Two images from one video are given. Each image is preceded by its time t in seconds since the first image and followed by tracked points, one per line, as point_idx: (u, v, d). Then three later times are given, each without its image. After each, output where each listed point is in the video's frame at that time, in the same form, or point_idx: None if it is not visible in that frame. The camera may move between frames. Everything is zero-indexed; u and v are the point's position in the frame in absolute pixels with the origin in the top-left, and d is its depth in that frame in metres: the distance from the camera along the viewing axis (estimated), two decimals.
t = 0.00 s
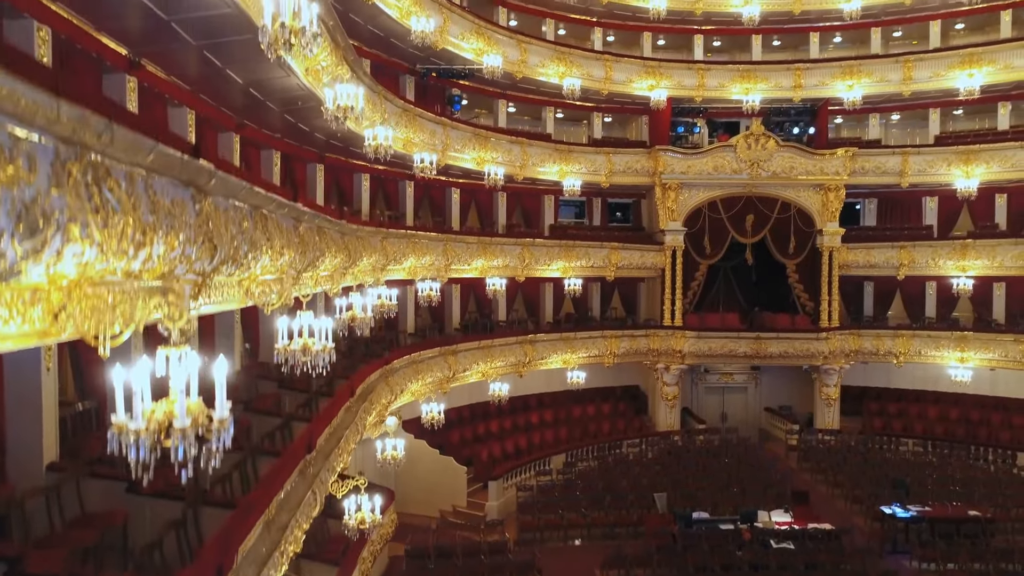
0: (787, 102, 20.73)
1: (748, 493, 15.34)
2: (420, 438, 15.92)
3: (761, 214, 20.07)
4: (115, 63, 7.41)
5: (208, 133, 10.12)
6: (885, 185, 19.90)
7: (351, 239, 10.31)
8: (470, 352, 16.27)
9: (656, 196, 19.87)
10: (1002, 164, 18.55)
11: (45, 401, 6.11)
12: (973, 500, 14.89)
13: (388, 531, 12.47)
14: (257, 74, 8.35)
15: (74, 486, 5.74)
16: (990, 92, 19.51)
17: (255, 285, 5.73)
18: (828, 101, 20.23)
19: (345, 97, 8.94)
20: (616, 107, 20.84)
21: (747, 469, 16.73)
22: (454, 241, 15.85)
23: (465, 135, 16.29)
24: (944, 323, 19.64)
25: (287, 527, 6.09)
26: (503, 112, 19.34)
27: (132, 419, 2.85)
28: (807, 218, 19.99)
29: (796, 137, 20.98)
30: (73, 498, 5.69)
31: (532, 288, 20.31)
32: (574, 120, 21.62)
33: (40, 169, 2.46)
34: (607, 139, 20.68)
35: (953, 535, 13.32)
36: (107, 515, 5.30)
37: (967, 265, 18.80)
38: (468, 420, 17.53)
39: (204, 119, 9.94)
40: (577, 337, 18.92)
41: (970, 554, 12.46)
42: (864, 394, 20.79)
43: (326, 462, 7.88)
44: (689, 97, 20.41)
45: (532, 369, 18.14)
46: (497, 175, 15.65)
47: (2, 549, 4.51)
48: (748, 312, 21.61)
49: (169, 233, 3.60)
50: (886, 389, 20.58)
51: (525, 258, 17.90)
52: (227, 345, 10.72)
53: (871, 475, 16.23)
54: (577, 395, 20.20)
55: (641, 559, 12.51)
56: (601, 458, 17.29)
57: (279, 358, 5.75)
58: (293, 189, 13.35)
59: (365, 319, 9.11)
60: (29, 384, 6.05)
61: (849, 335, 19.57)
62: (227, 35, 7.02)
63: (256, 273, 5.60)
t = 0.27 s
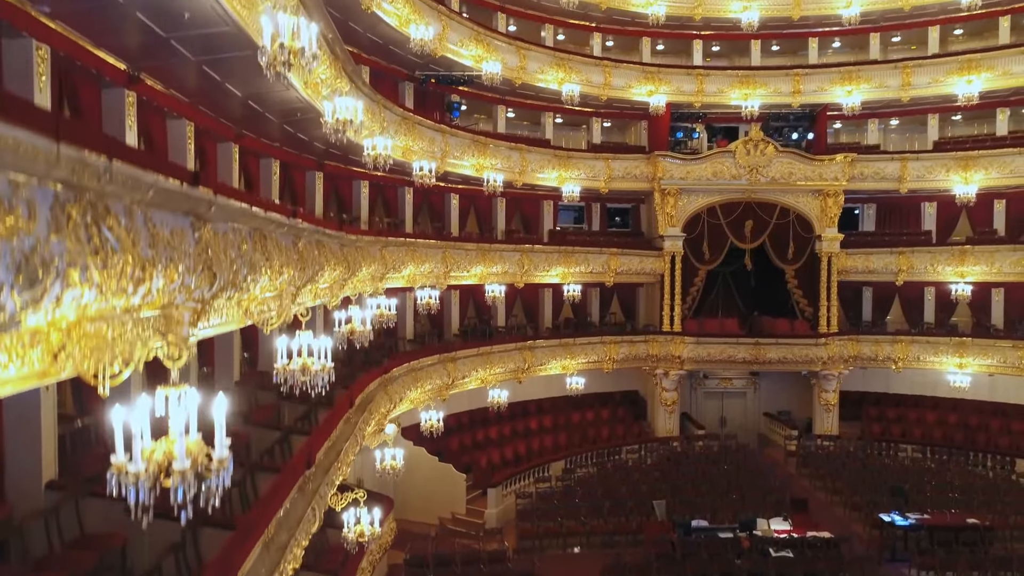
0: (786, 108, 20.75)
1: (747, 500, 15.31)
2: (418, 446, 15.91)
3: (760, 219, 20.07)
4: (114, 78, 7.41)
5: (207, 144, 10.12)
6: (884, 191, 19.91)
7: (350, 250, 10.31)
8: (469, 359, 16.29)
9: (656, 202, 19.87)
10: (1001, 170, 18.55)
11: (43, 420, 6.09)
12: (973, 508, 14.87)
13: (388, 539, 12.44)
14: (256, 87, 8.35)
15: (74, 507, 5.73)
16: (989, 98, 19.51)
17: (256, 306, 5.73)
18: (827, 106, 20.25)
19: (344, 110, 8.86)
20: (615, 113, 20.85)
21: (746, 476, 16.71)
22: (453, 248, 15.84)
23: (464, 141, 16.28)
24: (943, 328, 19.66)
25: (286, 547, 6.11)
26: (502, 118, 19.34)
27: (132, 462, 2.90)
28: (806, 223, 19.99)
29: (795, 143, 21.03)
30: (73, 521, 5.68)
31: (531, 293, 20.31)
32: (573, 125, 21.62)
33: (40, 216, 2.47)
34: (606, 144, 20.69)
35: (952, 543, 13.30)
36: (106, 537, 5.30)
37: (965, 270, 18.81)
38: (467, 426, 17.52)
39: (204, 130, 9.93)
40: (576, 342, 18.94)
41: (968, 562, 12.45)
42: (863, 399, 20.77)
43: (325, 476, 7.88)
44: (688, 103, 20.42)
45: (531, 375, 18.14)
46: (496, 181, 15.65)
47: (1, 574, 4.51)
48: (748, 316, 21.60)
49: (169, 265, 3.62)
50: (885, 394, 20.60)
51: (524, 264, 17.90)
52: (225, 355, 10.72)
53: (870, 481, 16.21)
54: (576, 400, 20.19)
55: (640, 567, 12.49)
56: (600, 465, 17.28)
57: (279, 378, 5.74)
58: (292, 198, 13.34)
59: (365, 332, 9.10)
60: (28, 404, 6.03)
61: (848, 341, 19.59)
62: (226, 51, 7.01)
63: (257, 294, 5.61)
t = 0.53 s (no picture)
0: (785, 114, 20.77)
1: (746, 509, 15.30)
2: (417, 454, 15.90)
3: (759, 226, 20.06)
4: (112, 96, 7.39)
5: (206, 157, 10.10)
6: (883, 198, 19.93)
7: (349, 264, 10.32)
8: (468, 367, 16.31)
9: (654, 209, 19.88)
10: (999, 177, 18.59)
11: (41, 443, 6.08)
12: (971, 517, 14.88)
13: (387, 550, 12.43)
14: (255, 104, 8.36)
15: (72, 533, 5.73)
16: (987, 105, 19.56)
17: (257, 330, 5.75)
18: (825, 113, 20.27)
19: (344, 126, 8.94)
20: (614, 119, 20.87)
21: (745, 484, 16.72)
22: (452, 257, 15.86)
23: (464, 149, 16.30)
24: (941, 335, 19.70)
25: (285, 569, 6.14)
26: (501, 125, 19.35)
27: (131, 510, 3.05)
28: (804, 230, 20.00)
29: (794, 149, 20.58)
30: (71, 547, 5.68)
31: (530, 299, 20.33)
32: (572, 131, 21.62)
33: (41, 272, 2.51)
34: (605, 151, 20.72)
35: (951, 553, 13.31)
36: (104, 562, 5.28)
37: (964, 277, 18.85)
38: (466, 434, 17.53)
39: (203, 144, 9.91)
40: (575, 349, 18.96)
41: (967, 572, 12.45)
42: (862, 406, 20.79)
43: (324, 494, 7.92)
44: (686, 109, 20.44)
45: (530, 382, 18.16)
46: (495, 190, 15.68)
47: None
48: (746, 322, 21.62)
49: (168, 302, 3.67)
50: (884, 401, 20.69)
51: (523, 271, 17.92)
52: (223, 368, 10.72)
53: (869, 489, 16.22)
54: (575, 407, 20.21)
55: None
56: (599, 472, 17.29)
57: (278, 402, 5.75)
58: (291, 208, 13.32)
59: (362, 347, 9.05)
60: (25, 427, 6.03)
61: (847, 347, 19.61)
62: (225, 70, 7.00)
63: (257, 319, 5.63)
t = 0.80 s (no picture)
0: (783, 121, 20.83)
1: (744, 517, 15.31)
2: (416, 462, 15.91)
3: (757, 232, 20.07)
4: (111, 115, 7.39)
5: (206, 171, 10.11)
6: (881, 204, 19.95)
7: (347, 277, 10.33)
8: (467, 375, 16.32)
9: (653, 215, 19.89)
10: (997, 185, 18.62)
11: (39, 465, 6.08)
12: (969, 525, 14.90)
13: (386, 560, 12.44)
14: (254, 120, 8.37)
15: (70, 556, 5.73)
16: (985, 112, 19.57)
17: (257, 353, 5.76)
18: (824, 119, 20.29)
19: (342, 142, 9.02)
20: (613, 125, 20.89)
21: (744, 492, 16.73)
22: (451, 265, 15.87)
23: (463, 157, 16.30)
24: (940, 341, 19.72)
25: None
26: (501, 131, 19.37)
27: (131, 559, 3.11)
28: (803, 237, 20.01)
29: (793, 156, 21.12)
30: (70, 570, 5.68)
31: (529, 306, 20.35)
32: (571, 137, 21.64)
33: (40, 329, 2.52)
34: (604, 157, 20.74)
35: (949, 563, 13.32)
36: None
37: (962, 284, 18.87)
38: (465, 441, 17.54)
39: (201, 157, 9.90)
40: (574, 356, 18.98)
41: None
42: (861, 412, 20.81)
43: (322, 511, 7.94)
44: (685, 116, 20.45)
45: (529, 389, 18.17)
46: (494, 198, 15.69)
47: None
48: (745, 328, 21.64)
49: (168, 339, 3.70)
50: (882, 407, 20.71)
51: (522, 279, 17.94)
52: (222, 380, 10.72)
53: (868, 498, 16.22)
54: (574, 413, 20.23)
55: None
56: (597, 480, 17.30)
57: (277, 425, 5.76)
58: (290, 218, 13.30)
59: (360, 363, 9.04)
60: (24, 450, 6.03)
61: (845, 354, 19.64)
62: (223, 90, 6.99)
63: (257, 343, 5.64)
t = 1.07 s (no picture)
0: (782, 126, 20.87)
1: (743, 524, 15.34)
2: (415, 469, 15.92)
3: (756, 238, 20.08)
4: (111, 130, 7.41)
5: (205, 182, 10.11)
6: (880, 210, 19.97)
7: (346, 288, 10.35)
8: (466, 383, 16.33)
9: (652, 221, 19.89)
10: (995, 191, 18.64)
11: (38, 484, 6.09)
12: (967, 533, 14.92)
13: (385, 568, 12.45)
14: (253, 135, 8.38)
15: None
16: (984, 117, 19.60)
17: (256, 373, 5.78)
18: (822, 125, 20.32)
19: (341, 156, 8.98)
20: (612, 130, 20.91)
21: (743, 498, 16.75)
22: (451, 272, 15.89)
23: (462, 165, 16.32)
24: (938, 347, 19.75)
25: None
26: (500, 137, 19.41)
27: None
28: (802, 242, 20.01)
29: (792, 161, 21.29)
30: None
31: (528, 311, 20.37)
32: (570, 142, 21.66)
33: (39, 376, 2.54)
34: (603, 163, 20.77)
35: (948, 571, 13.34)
36: None
37: (960, 290, 18.90)
38: (464, 448, 17.55)
39: (200, 168, 9.89)
40: (574, 362, 19.00)
41: None
42: (859, 417, 20.83)
43: (321, 525, 7.96)
44: (684, 122, 20.47)
45: (528, 396, 18.19)
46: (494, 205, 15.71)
47: None
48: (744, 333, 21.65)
49: (168, 369, 3.72)
50: (881, 412, 20.74)
51: (522, 285, 17.96)
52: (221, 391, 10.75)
53: (867, 505, 16.24)
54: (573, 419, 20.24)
55: None
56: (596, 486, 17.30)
57: (275, 445, 5.76)
58: (289, 226, 13.30)
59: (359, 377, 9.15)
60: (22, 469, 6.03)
61: (844, 359, 19.67)
62: (223, 107, 7.00)
63: (256, 363, 5.65)
